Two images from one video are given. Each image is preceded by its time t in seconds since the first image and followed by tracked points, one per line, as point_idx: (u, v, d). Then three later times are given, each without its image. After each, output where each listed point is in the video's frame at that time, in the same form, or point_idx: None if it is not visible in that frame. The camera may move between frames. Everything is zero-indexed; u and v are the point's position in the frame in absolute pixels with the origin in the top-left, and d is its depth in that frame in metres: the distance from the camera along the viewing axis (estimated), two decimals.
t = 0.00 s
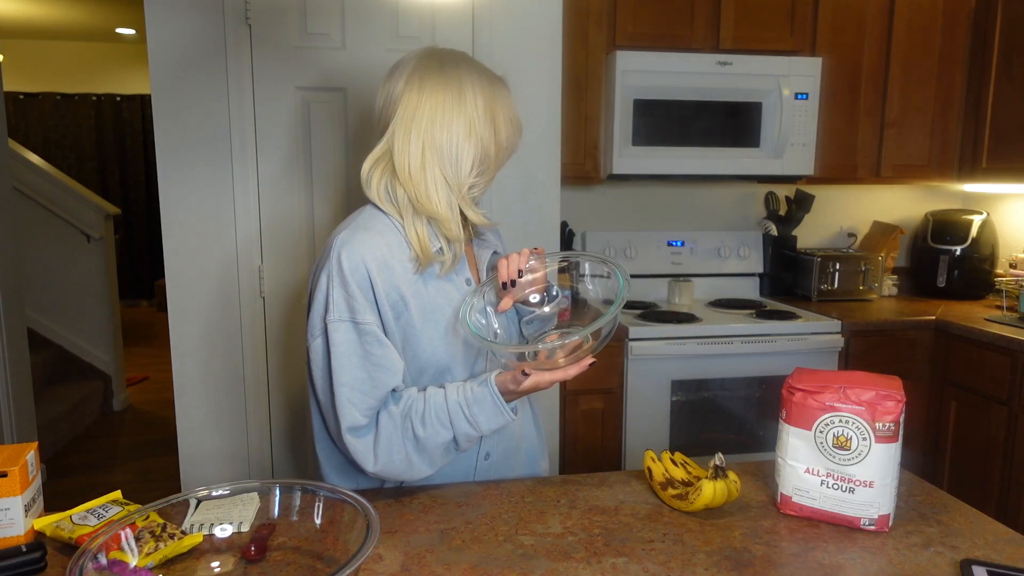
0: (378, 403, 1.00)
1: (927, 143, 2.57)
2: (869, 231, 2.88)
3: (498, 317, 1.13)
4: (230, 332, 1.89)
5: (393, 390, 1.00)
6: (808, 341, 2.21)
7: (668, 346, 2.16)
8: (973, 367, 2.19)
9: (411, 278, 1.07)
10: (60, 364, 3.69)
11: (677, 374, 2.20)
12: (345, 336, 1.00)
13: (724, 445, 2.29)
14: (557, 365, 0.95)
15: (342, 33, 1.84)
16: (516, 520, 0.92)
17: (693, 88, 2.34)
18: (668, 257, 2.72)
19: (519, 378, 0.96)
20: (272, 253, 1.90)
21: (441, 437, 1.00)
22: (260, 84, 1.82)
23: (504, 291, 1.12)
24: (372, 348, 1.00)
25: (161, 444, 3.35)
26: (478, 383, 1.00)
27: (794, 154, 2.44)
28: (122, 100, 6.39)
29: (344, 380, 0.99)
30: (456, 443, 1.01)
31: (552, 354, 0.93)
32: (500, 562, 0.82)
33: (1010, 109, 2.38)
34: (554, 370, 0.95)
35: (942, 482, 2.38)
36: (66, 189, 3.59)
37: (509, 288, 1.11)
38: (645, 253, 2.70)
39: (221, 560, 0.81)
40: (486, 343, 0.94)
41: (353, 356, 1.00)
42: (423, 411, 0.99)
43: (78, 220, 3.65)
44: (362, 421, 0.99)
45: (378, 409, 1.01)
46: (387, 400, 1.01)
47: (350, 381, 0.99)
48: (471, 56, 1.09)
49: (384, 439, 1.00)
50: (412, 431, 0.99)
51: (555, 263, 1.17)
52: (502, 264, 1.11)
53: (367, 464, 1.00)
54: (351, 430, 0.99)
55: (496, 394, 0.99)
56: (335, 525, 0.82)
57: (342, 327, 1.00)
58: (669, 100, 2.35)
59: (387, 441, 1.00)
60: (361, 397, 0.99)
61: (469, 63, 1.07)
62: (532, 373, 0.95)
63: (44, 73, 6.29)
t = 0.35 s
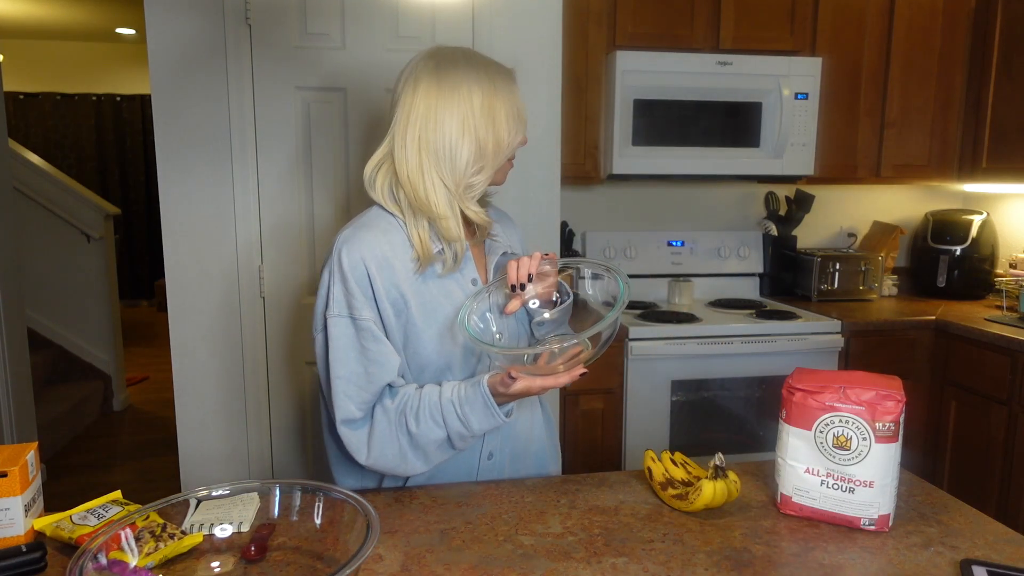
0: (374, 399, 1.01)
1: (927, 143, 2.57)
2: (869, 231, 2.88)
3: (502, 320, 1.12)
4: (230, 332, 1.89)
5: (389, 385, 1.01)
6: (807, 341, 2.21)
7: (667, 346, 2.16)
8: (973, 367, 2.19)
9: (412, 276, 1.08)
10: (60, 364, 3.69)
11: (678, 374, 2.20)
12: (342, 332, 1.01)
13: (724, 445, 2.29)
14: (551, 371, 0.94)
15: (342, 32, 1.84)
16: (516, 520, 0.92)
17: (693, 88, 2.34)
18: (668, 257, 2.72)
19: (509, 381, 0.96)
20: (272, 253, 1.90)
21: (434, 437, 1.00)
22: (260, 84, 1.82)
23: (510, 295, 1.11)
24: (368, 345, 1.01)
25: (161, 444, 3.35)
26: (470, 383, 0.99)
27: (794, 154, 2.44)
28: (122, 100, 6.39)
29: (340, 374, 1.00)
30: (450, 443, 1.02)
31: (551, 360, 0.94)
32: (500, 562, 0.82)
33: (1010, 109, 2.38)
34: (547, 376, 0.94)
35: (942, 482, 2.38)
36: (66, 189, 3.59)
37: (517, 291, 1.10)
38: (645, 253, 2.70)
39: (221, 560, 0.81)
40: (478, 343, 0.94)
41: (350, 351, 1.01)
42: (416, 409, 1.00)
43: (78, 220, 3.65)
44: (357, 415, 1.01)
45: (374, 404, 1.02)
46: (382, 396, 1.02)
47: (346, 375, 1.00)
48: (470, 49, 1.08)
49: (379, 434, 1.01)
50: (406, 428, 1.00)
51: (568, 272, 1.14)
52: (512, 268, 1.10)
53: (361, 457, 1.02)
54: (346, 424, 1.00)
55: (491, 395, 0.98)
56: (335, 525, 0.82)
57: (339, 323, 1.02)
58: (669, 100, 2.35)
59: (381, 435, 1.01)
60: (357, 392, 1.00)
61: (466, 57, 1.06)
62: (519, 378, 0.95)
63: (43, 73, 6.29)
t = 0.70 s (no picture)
0: (346, 372, 1.19)
1: (927, 143, 2.57)
2: (869, 231, 2.88)
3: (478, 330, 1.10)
4: (230, 332, 1.89)
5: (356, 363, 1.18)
6: (808, 341, 2.21)
7: (667, 346, 2.16)
8: (973, 367, 2.19)
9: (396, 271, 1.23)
10: (59, 364, 3.69)
11: (678, 374, 2.20)
12: (332, 309, 1.23)
13: (724, 445, 2.29)
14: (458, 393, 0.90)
15: (342, 32, 1.84)
16: (516, 520, 0.92)
17: (693, 88, 2.34)
18: (668, 257, 2.72)
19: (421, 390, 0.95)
20: (272, 254, 1.89)
21: (383, 423, 1.11)
22: (260, 84, 1.82)
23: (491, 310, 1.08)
24: (348, 324, 1.20)
25: (161, 444, 3.35)
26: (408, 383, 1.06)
27: (795, 154, 2.44)
28: (122, 100, 6.39)
29: (324, 343, 1.21)
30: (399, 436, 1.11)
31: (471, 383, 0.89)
32: (500, 562, 0.82)
33: (1010, 108, 2.38)
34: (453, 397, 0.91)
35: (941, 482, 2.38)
36: (65, 189, 3.59)
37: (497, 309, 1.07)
38: (645, 253, 2.70)
39: (221, 560, 0.81)
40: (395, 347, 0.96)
41: (337, 328, 1.22)
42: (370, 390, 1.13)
43: (78, 220, 3.67)
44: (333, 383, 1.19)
45: (348, 378, 1.19)
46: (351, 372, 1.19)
47: (329, 345, 1.21)
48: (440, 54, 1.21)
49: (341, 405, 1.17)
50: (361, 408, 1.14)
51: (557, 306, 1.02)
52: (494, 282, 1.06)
53: (326, 422, 1.18)
54: (325, 388, 1.20)
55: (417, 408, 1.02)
56: (335, 525, 0.82)
57: (332, 302, 1.23)
58: (669, 100, 2.35)
59: (343, 407, 1.16)
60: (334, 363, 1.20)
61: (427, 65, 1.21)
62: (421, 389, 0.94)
63: (43, 73, 6.29)
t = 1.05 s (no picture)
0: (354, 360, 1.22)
1: (927, 143, 2.57)
2: (869, 231, 2.88)
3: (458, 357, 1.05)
4: (230, 332, 1.89)
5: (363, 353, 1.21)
6: (807, 341, 2.21)
7: (667, 346, 2.16)
8: (973, 367, 2.19)
9: (412, 265, 1.25)
10: (59, 364, 3.69)
11: (677, 374, 2.20)
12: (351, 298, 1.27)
13: (724, 445, 2.29)
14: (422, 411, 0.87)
15: (342, 31, 1.84)
16: (516, 520, 0.92)
17: (693, 88, 2.34)
18: (668, 257, 2.72)
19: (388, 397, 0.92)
20: (272, 254, 1.90)
21: (376, 416, 1.14)
22: (260, 84, 1.82)
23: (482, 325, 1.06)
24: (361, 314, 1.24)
25: (161, 444, 3.35)
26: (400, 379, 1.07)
27: (795, 154, 2.44)
28: (122, 100, 6.39)
29: (341, 330, 1.26)
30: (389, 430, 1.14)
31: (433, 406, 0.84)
32: (500, 562, 0.82)
33: (1010, 108, 2.38)
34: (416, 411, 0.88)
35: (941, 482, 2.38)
36: (65, 189, 3.59)
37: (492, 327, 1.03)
38: (645, 253, 2.70)
39: (221, 560, 0.81)
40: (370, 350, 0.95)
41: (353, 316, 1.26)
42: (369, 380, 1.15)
43: (78, 220, 3.67)
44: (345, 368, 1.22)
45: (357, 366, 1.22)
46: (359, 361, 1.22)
47: (344, 332, 1.26)
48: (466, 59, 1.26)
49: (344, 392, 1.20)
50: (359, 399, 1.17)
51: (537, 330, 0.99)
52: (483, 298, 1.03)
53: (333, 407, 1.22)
54: (338, 372, 1.23)
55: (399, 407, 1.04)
56: (335, 525, 0.82)
57: (351, 291, 1.28)
58: (669, 100, 2.35)
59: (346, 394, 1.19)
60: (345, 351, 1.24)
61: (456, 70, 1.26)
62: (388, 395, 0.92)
63: (43, 74, 6.29)
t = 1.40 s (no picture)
0: (357, 356, 1.21)
1: (927, 143, 2.57)
2: (869, 231, 2.88)
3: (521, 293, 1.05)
4: (230, 332, 1.89)
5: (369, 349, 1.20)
6: (807, 341, 2.21)
7: (667, 346, 2.16)
8: (973, 367, 2.19)
9: (417, 263, 1.25)
10: (59, 364, 3.69)
11: (677, 374, 2.20)
12: (355, 296, 1.26)
13: (724, 445, 2.29)
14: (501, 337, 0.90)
15: (342, 32, 1.84)
16: (516, 520, 0.92)
17: (693, 88, 2.34)
18: (668, 257, 2.72)
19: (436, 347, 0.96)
20: (272, 255, 1.90)
21: (383, 396, 1.11)
22: (260, 84, 1.82)
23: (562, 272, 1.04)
24: (366, 310, 1.23)
25: (161, 444, 3.35)
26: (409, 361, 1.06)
27: (795, 154, 2.44)
28: (122, 100, 6.39)
29: (343, 327, 1.25)
30: (396, 415, 1.11)
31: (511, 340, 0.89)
32: (500, 562, 0.82)
33: (1010, 108, 2.38)
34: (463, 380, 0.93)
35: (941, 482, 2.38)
36: (66, 189, 3.59)
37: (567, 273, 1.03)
38: (645, 253, 2.70)
39: (221, 560, 0.81)
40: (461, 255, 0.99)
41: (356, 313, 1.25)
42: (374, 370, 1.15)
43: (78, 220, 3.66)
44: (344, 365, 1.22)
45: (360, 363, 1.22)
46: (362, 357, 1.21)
47: (347, 329, 1.24)
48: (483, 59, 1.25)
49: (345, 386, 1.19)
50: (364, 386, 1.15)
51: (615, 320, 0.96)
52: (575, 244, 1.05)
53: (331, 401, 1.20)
54: (335, 368, 1.22)
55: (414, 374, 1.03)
56: (335, 525, 0.82)
57: (354, 289, 1.27)
58: (669, 100, 2.35)
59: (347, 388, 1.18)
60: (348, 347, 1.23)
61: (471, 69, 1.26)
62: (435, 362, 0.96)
63: (43, 74, 6.29)
